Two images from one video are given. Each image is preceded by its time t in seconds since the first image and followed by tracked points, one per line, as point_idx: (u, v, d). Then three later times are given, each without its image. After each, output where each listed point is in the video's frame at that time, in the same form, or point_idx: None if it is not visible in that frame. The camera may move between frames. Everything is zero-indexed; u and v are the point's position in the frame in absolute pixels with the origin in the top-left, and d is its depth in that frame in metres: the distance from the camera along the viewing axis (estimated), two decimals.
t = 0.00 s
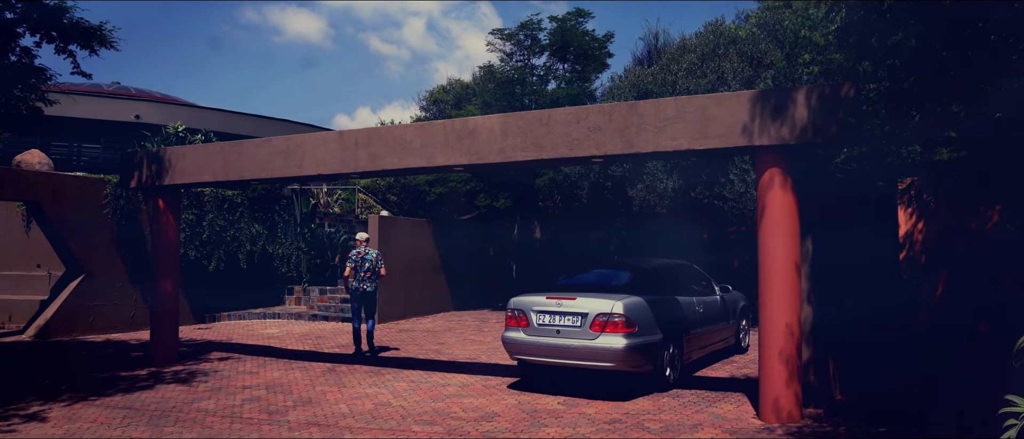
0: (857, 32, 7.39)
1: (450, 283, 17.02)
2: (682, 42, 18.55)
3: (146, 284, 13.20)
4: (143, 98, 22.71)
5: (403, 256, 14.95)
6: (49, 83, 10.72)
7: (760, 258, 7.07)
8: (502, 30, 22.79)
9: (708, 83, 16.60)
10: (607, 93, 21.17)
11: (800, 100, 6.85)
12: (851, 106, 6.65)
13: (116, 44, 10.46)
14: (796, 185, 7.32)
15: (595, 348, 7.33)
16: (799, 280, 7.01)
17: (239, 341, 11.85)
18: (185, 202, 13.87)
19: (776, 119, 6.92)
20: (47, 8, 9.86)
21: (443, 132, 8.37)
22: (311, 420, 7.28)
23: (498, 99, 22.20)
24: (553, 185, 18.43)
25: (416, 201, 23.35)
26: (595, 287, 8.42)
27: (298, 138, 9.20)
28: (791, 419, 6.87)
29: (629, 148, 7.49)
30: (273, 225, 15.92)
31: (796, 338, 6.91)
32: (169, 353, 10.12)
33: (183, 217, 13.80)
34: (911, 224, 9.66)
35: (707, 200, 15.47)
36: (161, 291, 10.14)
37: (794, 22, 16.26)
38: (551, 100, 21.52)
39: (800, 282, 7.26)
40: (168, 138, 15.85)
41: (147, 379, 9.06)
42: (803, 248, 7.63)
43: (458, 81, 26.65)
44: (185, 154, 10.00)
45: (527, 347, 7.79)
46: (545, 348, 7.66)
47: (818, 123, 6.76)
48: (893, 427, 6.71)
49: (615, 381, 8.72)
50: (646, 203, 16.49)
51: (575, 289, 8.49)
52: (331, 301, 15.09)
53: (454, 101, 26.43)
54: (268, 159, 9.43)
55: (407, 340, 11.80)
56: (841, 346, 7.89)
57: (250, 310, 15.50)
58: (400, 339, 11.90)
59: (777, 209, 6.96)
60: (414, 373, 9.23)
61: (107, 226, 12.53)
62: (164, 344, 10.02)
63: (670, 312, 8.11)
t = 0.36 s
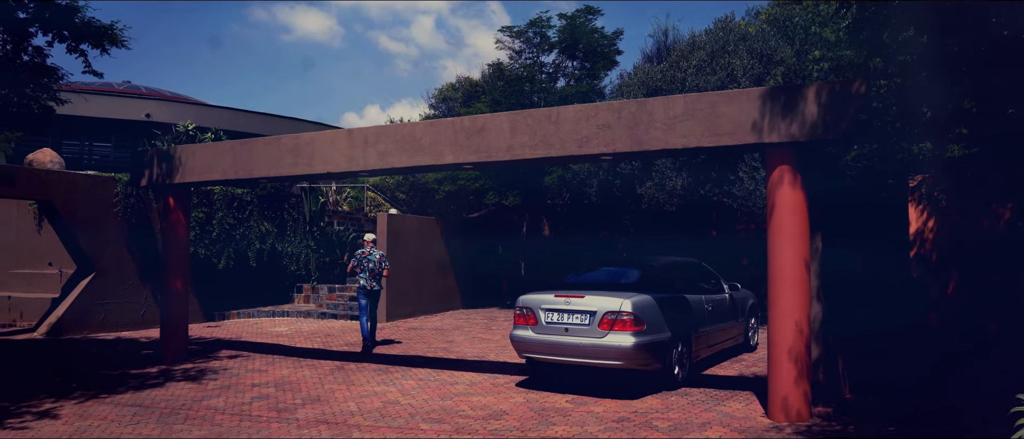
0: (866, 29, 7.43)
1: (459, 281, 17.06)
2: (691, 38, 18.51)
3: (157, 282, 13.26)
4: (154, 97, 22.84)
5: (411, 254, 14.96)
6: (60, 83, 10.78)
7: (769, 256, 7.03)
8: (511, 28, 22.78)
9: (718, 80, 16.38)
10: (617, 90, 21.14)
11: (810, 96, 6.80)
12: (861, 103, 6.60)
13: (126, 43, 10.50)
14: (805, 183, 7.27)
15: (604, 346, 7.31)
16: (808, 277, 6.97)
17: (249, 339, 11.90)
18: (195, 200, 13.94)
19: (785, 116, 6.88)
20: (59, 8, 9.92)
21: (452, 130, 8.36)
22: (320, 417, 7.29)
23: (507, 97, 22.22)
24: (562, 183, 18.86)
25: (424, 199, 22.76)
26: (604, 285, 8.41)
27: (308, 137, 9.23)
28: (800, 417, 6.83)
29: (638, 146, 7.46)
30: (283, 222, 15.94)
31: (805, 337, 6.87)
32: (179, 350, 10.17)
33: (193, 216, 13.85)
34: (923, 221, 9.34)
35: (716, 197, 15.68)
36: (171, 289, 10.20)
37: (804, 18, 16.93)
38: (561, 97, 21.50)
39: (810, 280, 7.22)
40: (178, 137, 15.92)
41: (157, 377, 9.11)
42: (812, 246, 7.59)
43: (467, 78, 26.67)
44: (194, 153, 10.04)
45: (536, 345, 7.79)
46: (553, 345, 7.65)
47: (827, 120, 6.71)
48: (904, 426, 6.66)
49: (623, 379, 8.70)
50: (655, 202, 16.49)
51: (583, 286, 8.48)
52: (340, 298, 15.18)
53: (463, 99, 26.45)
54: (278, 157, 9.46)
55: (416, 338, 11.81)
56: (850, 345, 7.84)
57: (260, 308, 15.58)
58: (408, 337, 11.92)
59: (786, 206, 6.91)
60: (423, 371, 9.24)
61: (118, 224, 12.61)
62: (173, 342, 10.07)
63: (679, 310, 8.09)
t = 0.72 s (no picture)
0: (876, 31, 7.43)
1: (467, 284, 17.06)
2: (699, 41, 18.49)
3: (167, 285, 13.32)
4: (163, 101, 22.99)
5: (419, 257, 14.97)
6: (71, 87, 10.86)
7: (779, 259, 7.01)
8: (519, 31, 22.80)
9: (726, 82, 16.39)
10: (624, 93, 21.13)
11: (819, 99, 6.77)
12: (870, 105, 6.56)
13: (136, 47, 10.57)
14: (814, 185, 7.26)
15: (613, 349, 7.31)
16: (818, 280, 6.95)
17: (258, 341, 11.94)
18: (204, 203, 14.01)
19: (794, 119, 6.86)
20: (70, 13, 10.00)
21: (460, 133, 8.37)
22: (329, 421, 7.31)
23: (515, 100, 22.25)
24: (570, 186, 18.79)
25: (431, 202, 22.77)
26: (612, 288, 8.41)
27: (317, 140, 9.26)
28: (811, 421, 6.80)
29: (646, 149, 7.46)
30: (291, 225, 15.99)
31: (815, 340, 6.84)
32: (189, 353, 10.22)
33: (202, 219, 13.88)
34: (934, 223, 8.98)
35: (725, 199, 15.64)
36: (181, 293, 10.25)
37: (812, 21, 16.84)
38: (568, 100, 21.51)
39: (820, 282, 7.20)
40: (187, 141, 16.01)
41: (167, 379, 9.15)
42: (822, 249, 7.57)
43: (475, 82, 26.71)
44: (204, 156, 10.09)
45: (544, 348, 7.78)
46: (562, 349, 7.65)
47: (837, 122, 6.67)
48: (916, 430, 6.61)
49: (632, 383, 8.69)
50: (664, 204, 16.73)
51: (592, 289, 8.47)
52: (348, 301, 15.15)
53: (471, 102, 26.49)
54: (287, 160, 9.48)
55: (424, 342, 11.82)
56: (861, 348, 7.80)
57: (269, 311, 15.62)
58: (417, 341, 11.94)
59: (796, 209, 6.90)
60: (431, 374, 9.25)
61: (128, 227, 12.68)
62: (183, 344, 10.11)
63: (687, 313, 8.06)
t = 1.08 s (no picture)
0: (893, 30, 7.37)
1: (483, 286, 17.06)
2: (714, 41, 18.44)
3: (184, 288, 13.43)
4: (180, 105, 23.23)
5: (435, 259, 15.01)
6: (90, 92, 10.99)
7: (796, 260, 6.96)
8: (533, 33, 22.84)
9: (741, 82, 16.34)
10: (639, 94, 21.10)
11: (836, 98, 6.71)
12: (888, 104, 6.49)
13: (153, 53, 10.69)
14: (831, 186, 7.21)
15: (629, 351, 7.28)
16: (836, 281, 6.89)
17: (274, 344, 12.02)
18: (221, 207, 14.07)
19: (810, 119, 6.81)
20: (88, 19, 10.12)
21: (475, 136, 8.38)
22: (346, 423, 7.34)
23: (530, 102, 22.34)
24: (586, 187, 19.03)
25: (448, 205, 22.89)
26: (627, 290, 8.40)
27: (333, 144, 9.31)
28: (829, 423, 6.74)
29: (661, 150, 7.43)
30: (307, 229, 16.01)
31: (833, 341, 6.79)
32: (207, 355, 10.30)
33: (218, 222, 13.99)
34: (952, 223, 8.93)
35: (741, 200, 15.81)
36: (199, 296, 10.33)
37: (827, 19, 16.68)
38: (582, 102, 21.52)
39: (837, 284, 7.14)
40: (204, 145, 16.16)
41: (186, 382, 9.23)
42: (840, 250, 7.51)
43: (489, 84, 26.78)
44: (221, 160, 10.17)
45: (560, 350, 7.77)
46: (577, 351, 7.63)
47: (854, 122, 6.61)
48: (936, 432, 6.54)
49: (649, 385, 8.67)
50: (680, 205, 16.78)
51: (607, 291, 8.45)
52: (364, 304, 15.41)
53: (485, 104, 26.57)
54: (303, 164, 9.53)
55: (440, 344, 11.85)
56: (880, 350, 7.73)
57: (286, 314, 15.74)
58: (433, 343, 11.97)
59: (813, 210, 6.85)
60: (447, 377, 9.27)
61: (146, 231, 12.77)
62: (201, 346, 10.20)
63: (704, 315, 8.02)
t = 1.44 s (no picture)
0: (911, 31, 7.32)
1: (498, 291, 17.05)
2: (730, 44, 18.36)
3: (201, 292, 13.53)
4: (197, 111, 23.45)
5: (450, 263, 15.02)
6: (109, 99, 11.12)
7: (813, 263, 6.91)
8: (548, 37, 22.86)
9: (756, 85, 16.30)
10: (654, 97, 21.05)
11: (853, 101, 6.66)
12: (905, 106, 6.44)
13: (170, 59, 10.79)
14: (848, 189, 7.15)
15: (645, 355, 7.25)
16: (853, 285, 6.83)
17: (291, 348, 12.08)
18: (237, 211, 14.13)
19: (827, 121, 6.75)
20: (108, 26, 10.25)
21: (490, 140, 8.39)
22: (362, 426, 7.36)
23: (545, 106, 22.40)
24: (600, 191, 18.97)
25: (462, 208, 23.05)
26: (642, 294, 8.37)
27: (349, 148, 9.35)
28: (848, 428, 6.67)
29: (677, 154, 7.40)
30: (323, 233, 16.09)
31: (851, 345, 6.72)
32: (224, 358, 10.37)
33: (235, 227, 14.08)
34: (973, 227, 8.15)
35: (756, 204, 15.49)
36: (216, 300, 10.41)
37: (844, 21, 16.53)
38: (597, 106, 21.51)
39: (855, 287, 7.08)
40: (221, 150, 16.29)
41: (203, 385, 9.29)
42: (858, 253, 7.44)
43: (504, 88, 26.81)
44: (238, 165, 10.25)
45: (576, 353, 7.75)
46: (593, 355, 7.61)
47: (871, 124, 6.55)
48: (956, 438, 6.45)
49: (664, 389, 8.63)
50: (695, 209, 16.60)
51: (622, 295, 8.43)
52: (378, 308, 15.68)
53: (500, 109, 26.61)
54: (319, 168, 9.58)
55: (455, 348, 11.85)
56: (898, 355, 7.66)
57: (302, 318, 15.89)
58: (448, 346, 11.98)
59: (831, 214, 6.80)
60: (462, 380, 9.27)
61: (165, 236, 12.88)
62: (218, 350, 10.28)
63: (720, 319, 7.98)
